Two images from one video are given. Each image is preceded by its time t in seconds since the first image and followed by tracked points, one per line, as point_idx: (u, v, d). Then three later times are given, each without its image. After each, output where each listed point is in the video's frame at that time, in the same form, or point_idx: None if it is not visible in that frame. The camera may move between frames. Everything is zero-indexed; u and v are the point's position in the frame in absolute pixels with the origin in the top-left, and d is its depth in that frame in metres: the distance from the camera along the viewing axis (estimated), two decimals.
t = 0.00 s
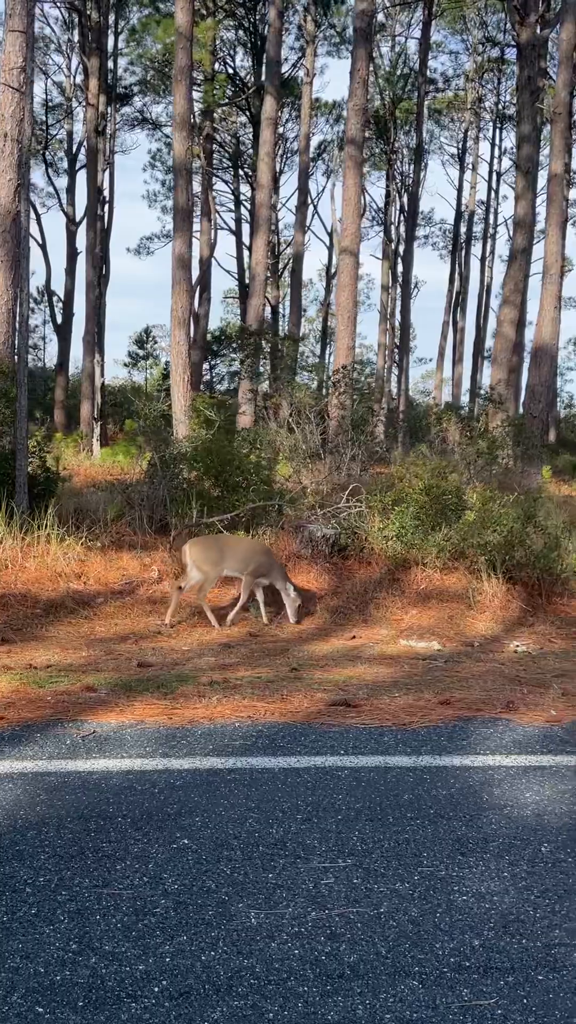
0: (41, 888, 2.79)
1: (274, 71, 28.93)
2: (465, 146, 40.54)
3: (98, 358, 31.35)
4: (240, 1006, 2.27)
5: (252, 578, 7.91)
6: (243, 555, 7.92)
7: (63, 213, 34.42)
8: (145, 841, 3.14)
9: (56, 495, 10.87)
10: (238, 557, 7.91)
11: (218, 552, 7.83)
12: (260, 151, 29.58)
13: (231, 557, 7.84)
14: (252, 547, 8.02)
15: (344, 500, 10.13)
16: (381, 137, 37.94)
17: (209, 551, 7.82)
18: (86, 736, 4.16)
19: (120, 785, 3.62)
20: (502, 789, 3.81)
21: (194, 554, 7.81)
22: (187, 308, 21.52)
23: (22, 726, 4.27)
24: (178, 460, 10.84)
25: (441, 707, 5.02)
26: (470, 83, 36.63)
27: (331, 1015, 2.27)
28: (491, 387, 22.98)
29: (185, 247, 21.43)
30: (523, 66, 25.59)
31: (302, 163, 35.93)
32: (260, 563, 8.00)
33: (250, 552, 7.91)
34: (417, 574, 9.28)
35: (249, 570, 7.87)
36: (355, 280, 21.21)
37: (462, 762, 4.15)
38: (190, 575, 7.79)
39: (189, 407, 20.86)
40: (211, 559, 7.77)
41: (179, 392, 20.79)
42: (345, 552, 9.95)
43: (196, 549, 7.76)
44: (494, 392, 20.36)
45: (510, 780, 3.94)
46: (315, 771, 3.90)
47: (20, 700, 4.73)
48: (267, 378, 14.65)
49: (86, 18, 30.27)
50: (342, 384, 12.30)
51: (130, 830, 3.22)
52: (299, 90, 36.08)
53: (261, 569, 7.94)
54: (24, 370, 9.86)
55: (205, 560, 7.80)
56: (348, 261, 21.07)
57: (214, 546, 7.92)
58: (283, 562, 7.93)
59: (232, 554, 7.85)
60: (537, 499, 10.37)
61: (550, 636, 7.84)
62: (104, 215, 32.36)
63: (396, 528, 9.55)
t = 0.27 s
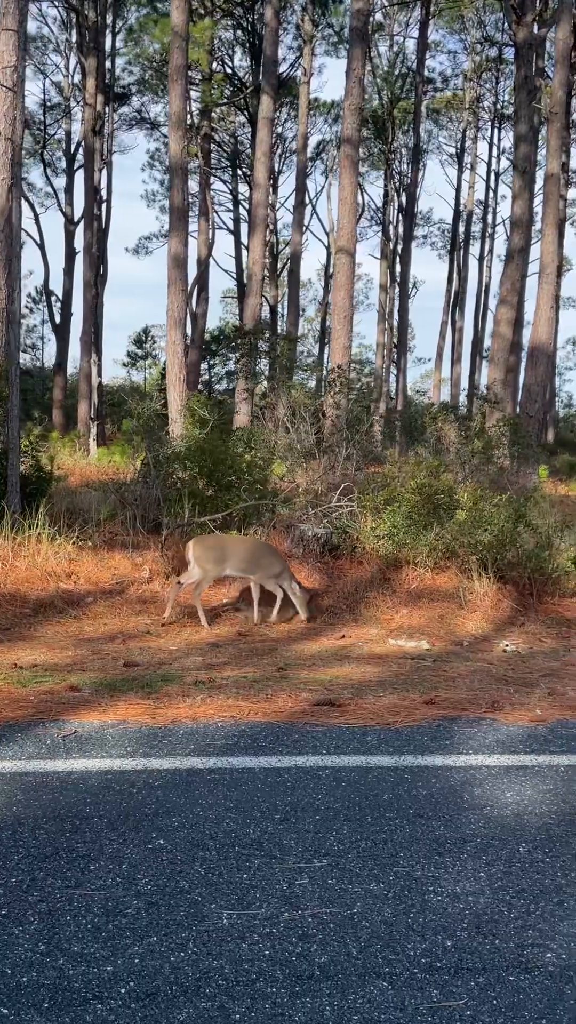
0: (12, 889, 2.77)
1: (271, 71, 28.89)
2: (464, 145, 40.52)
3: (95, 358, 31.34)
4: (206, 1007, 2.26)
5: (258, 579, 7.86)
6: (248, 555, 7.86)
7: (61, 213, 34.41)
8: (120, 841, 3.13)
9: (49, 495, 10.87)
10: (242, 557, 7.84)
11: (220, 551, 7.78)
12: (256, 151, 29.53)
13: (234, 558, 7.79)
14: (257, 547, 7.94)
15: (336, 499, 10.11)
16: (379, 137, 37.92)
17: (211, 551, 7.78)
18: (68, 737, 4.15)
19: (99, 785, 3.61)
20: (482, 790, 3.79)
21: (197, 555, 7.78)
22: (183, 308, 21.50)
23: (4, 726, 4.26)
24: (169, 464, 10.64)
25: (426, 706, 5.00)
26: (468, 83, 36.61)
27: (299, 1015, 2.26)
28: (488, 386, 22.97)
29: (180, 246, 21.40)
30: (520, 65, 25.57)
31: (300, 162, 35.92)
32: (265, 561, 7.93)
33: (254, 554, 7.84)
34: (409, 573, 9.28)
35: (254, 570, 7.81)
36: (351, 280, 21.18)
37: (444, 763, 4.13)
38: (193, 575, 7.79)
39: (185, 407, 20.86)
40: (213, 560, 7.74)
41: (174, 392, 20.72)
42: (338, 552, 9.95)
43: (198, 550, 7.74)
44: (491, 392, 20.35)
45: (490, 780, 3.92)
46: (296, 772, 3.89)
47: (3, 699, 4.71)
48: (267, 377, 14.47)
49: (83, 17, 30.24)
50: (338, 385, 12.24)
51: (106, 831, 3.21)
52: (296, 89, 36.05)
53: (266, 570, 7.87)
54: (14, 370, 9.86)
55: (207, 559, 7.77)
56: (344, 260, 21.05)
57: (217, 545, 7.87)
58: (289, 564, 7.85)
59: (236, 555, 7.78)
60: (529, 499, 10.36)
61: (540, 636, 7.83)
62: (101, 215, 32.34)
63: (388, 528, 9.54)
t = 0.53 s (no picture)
0: None
1: (264, 69, 28.81)
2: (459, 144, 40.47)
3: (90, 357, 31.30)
4: (170, 1008, 2.25)
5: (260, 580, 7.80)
6: (250, 556, 7.81)
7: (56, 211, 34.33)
8: (93, 842, 3.11)
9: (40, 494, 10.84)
10: (243, 557, 7.80)
11: (223, 551, 7.76)
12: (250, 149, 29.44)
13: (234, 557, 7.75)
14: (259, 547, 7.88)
15: (325, 498, 10.09)
16: (374, 135, 37.87)
17: (211, 551, 7.79)
18: (46, 736, 4.13)
19: (74, 785, 3.59)
20: (460, 789, 3.78)
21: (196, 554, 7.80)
22: (176, 306, 21.45)
23: None
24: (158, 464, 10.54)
25: (408, 706, 4.98)
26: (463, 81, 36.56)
27: (263, 1015, 2.25)
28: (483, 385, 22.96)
29: (173, 245, 21.33)
30: (514, 63, 25.52)
31: (295, 161, 35.86)
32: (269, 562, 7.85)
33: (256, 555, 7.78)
34: (397, 573, 9.27)
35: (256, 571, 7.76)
36: (345, 278, 21.13)
37: (423, 761, 4.11)
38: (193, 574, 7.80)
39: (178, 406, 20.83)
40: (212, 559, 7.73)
41: (168, 391, 20.67)
42: (327, 550, 9.94)
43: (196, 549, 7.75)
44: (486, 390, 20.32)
45: (468, 779, 3.90)
46: (274, 771, 3.87)
47: None
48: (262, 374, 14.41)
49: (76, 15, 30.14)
50: (331, 383, 12.20)
51: (79, 830, 3.19)
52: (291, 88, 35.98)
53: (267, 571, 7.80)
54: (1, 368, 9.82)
55: (209, 559, 7.77)
56: (337, 258, 21.00)
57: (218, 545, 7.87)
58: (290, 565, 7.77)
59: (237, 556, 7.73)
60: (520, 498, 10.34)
61: (527, 634, 7.80)
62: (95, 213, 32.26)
63: (376, 526, 9.54)
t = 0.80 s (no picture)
0: None
1: (254, 65, 28.70)
2: (451, 141, 40.49)
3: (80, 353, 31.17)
4: (128, 1010, 2.23)
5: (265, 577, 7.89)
6: (252, 553, 7.86)
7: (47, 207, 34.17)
8: (60, 841, 3.09)
9: (26, 491, 10.77)
10: (245, 555, 7.82)
11: (225, 550, 7.76)
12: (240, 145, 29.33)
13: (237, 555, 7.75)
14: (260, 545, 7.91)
15: (311, 495, 10.08)
16: (366, 132, 37.85)
17: (211, 550, 7.77)
18: (21, 735, 4.11)
19: (45, 784, 3.56)
20: (433, 786, 3.76)
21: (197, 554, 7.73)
22: (165, 303, 21.40)
23: None
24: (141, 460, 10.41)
25: (386, 703, 4.97)
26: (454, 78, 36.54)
27: (221, 1015, 2.23)
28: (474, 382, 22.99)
29: (162, 241, 21.26)
30: (504, 60, 25.50)
31: (286, 157, 35.81)
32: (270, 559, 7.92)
33: (260, 553, 7.83)
34: (381, 569, 9.31)
35: (262, 568, 7.84)
36: (334, 274, 21.09)
37: (398, 759, 4.10)
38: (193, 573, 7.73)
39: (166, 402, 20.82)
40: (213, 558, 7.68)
41: (156, 387, 20.67)
42: (313, 547, 9.91)
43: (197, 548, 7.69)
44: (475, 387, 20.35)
45: (442, 777, 3.89)
46: (248, 768, 3.85)
47: None
48: (253, 371, 14.36)
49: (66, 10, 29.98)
50: (319, 380, 12.18)
51: (48, 829, 3.17)
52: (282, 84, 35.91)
53: (273, 569, 7.89)
54: None
55: (209, 558, 7.74)
56: (327, 255, 20.95)
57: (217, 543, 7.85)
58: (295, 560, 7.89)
59: (242, 555, 7.76)
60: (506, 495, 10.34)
61: (511, 631, 7.80)
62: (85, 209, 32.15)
63: (361, 523, 9.54)
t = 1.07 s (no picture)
0: None
1: (241, 60, 28.57)
2: (441, 136, 40.44)
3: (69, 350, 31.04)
4: (83, 1009, 2.22)
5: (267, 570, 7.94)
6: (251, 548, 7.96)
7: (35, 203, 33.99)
8: (24, 840, 3.06)
9: (9, 488, 10.72)
10: (243, 549, 7.94)
11: (224, 545, 7.91)
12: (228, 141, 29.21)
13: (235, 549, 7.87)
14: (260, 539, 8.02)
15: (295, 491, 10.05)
16: (356, 127, 37.77)
17: (211, 546, 7.92)
18: None
19: (12, 783, 3.53)
20: (403, 783, 3.76)
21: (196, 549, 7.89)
22: (153, 299, 21.34)
23: None
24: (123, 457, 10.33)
25: (363, 699, 4.96)
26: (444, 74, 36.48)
27: (176, 1015, 2.21)
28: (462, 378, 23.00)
29: (149, 238, 21.18)
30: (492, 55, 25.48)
31: (275, 153, 35.69)
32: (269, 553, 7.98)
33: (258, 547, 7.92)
34: (365, 565, 9.31)
35: (263, 561, 7.91)
36: (322, 271, 21.04)
37: (371, 754, 4.09)
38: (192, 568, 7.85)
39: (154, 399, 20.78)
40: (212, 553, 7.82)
41: (144, 384, 20.62)
42: (297, 544, 9.87)
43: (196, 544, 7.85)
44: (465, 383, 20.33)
45: (413, 773, 3.89)
46: (218, 765, 3.83)
47: None
48: (242, 367, 14.33)
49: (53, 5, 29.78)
50: (306, 376, 12.15)
51: (12, 828, 3.14)
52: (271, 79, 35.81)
53: (274, 561, 7.94)
54: None
55: (209, 553, 7.88)
56: (314, 251, 20.90)
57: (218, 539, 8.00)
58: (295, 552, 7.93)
59: (240, 549, 7.90)
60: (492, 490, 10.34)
61: (492, 627, 7.80)
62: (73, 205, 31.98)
63: (345, 519, 9.52)
